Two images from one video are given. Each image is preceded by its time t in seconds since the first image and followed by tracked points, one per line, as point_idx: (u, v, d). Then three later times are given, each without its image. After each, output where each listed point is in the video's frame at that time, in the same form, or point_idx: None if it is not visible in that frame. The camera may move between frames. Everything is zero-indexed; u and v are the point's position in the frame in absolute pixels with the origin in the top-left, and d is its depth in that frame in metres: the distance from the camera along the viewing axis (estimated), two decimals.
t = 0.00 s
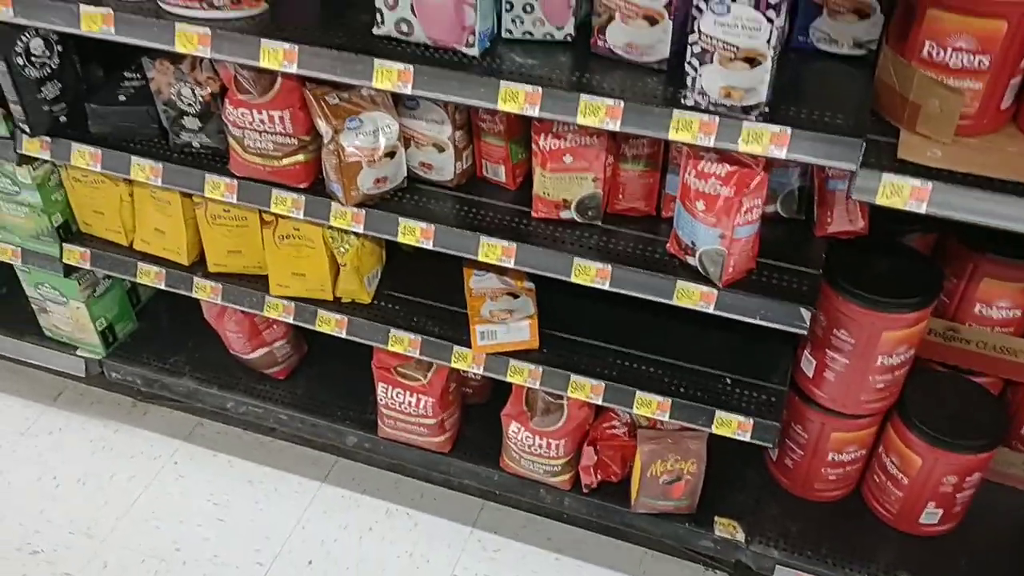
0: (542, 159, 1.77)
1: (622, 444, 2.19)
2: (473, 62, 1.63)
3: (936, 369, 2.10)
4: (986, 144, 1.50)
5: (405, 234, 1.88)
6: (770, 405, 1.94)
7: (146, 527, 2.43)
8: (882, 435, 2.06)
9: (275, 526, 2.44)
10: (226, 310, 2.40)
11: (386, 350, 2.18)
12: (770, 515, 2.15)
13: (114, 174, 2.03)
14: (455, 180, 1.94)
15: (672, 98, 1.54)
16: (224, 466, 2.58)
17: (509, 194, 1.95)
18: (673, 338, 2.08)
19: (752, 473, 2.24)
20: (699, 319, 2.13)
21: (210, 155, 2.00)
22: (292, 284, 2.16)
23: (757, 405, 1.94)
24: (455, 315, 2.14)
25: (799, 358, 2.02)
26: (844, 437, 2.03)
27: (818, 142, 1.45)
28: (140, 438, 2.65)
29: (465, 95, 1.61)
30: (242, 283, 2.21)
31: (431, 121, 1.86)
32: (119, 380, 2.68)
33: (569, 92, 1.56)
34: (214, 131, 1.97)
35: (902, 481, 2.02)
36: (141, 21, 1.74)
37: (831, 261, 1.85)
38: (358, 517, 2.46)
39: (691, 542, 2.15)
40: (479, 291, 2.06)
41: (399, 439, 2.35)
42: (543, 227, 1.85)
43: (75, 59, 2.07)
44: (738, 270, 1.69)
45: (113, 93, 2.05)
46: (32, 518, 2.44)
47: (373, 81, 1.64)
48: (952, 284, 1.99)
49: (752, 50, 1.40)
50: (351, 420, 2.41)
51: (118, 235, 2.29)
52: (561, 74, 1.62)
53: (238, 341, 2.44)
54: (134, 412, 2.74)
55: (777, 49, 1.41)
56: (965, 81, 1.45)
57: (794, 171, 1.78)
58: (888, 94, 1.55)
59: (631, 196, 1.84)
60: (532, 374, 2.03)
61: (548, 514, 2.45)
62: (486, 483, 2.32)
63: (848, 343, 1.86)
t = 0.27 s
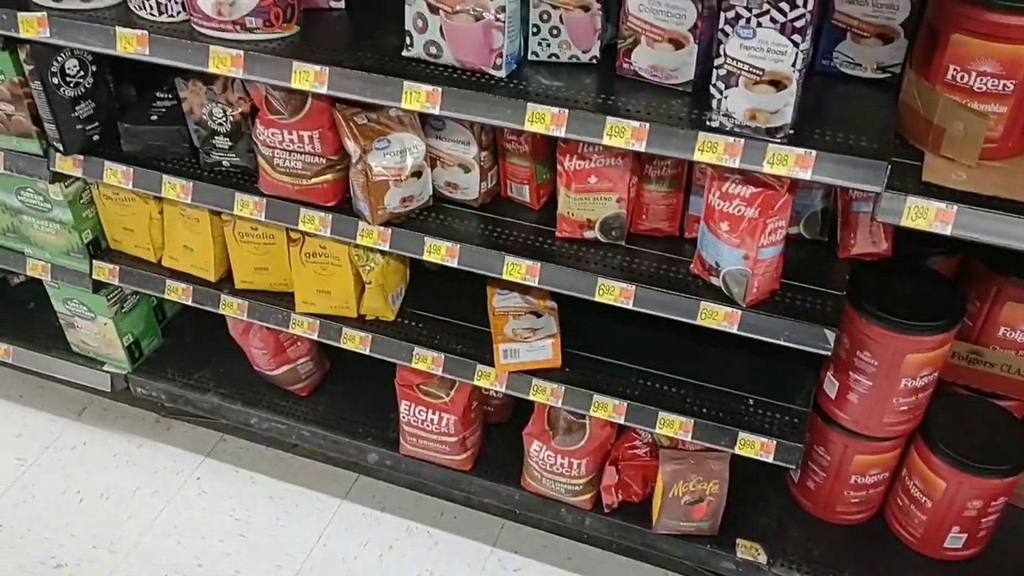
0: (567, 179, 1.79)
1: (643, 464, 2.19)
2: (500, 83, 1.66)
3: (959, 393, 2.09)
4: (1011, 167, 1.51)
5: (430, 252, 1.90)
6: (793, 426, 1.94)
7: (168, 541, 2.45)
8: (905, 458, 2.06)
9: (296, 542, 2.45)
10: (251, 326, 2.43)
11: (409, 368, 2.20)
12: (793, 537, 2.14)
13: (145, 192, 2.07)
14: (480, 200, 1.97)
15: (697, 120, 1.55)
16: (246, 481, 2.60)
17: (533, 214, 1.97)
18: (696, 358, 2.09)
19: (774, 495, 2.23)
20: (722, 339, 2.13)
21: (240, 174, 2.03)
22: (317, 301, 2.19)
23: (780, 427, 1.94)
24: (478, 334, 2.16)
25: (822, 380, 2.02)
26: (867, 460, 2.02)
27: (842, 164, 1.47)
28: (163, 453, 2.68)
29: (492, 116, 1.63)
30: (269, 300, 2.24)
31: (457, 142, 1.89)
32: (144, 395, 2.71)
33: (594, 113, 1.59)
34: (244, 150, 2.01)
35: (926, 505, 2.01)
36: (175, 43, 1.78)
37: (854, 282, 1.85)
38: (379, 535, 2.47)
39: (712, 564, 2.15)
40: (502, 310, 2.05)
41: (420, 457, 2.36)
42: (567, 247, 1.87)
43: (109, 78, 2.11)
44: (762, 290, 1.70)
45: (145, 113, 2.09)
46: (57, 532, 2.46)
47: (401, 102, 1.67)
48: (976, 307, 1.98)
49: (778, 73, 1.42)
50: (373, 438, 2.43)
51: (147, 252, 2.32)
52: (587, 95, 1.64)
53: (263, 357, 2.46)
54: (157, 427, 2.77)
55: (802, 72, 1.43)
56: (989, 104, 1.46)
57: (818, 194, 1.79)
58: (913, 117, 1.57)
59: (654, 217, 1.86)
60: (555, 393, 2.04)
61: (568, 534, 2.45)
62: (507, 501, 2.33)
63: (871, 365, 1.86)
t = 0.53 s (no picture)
0: (598, 202, 1.78)
1: (669, 488, 2.18)
2: (534, 106, 1.67)
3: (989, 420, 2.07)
4: None
5: (459, 273, 1.90)
6: (822, 452, 1.93)
7: (189, 559, 2.44)
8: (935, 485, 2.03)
9: (316, 561, 2.44)
10: (275, 344, 2.43)
11: (433, 389, 2.20)
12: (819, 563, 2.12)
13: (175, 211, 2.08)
14: (509, 222, 1.97)
15: (732, 145, 1.55)
16: (266, 500, 2.59)
17: (561, 236, 1.96)
18: (722, 382, 2.08)
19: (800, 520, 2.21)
20: (748, 363, 2.12)
21: (269, 193, 2.04)
22: (343, 321, 2.19)
23: (809, 452, 1.93)
24: (503, 355, 2.16)
25: (851, 405, 2.00)
26: (896, 485, 2.00)
27: (879, 191, 1.46)
28: (183, 470, 2.67)
29: (525, 138, 1.63)
30: (294, 319, 2.24)
31: (488, 163, 1.89)
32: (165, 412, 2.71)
33: (628, 137, 1.59)
34: (273, 169, 2.01)
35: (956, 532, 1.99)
36: (210, 64, 1.79)
37: (885, 307, 1.83)
38: (399, 555, 2.45)
39: None
40: (528, 331, 2.06)
41: (442, 477, 2.35)
42: (596, 269, 1.86)
43: (140, 97, 2.12)
44: (794, 315, 1.70)
45: (175, 132, 2.10)
46: (78, 549, 2.45)
47: (435, 124, 1.68)
48: (1006, 334, 1.97)
49: (815, 99, 1.42)
50: (395, 457, 2.43)
51: (173, 270, 2.33)
52: (620, 119, 1.65)
53: (286, 376, 2.46)
54: (177, 444, 2.76)
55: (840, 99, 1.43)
56: None
57: (851, 219, 1.80)
58: (947, 143, 1.57)
59: (684, 239, 1.85)
60: (581, 416, 2.03)
61: (590, 556, 2.44)
62: (530, 523, 2.32)
63: (902, 391, 1.83)
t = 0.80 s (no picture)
0: (624, 211, 1.77)
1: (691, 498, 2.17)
2: (562, 115, 1.66)
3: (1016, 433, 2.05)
4: None
5: (483, 281, 1.90)
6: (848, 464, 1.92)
7: (208, 566, 2.44)
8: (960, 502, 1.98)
9: (336, 568, 2.43)
10: (296, 350, 2.43)
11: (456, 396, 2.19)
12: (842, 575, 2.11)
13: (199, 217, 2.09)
14: (533, 230, 1.96)
15: (763, 155, 1.54)
16: (285, 506, 2.59)
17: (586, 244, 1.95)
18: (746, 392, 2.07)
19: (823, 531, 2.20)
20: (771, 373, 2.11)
21: (293, 200, 2.05)
22: (365, 327, 2.19)
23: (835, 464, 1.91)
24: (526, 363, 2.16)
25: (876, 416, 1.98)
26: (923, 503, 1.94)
27: (911, 203, 1.46)
28: (202, 475, 2.67)
29: (554, 147, 1.63)
30: (316, 325, 2.25)
31: (514, 171, 1.89)
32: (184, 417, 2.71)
33: (658, 146, 1.58)
34: (298, 176, 2.01)
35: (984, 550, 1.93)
36: (238, 71, 1.79)
37: (914, 319, 1.81)
38: (419, 563, 2.45)
39: None
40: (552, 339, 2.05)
41: (463, 484, 2.35)
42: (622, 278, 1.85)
43: (165, 104, 2.13)
44: (823, 325, 1.69)
45: (200, 138, 2.11)
46: (98, 553, 2.45)
47: (462, 132, 1.67)
48: None
49: (848, 110, 1.41)
50: (415, 464, 2.42)
51: (196, 275, 2.34)
52: (648, 128, 1.64)
53: (307, 382, 2.47)
54: (197, 449, 2.75)
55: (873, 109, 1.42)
56: None
57: (879, 229, 1.80)
58: (979, 155, 1.56)
59: (711, 249, 1.84)
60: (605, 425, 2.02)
61: (610, 566, 2.43)
62: (550, 532, 2.31)
63: (931, 403, 1.79)
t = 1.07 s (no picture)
0: (668, 214, 1.75)
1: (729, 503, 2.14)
2: (607, 116, 1.64)
3: None
4: None
5: (523, 283, 1.87)
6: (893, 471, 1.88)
7: (243, 565, 2.41)
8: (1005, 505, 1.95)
9: (369, 569, 2.42)
10: (332, 350, 2.42)
11: (493, 398, 2.18)
12: None
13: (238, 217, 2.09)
14: (574, 232, 1.94)
15: (814, 158, 1.52)
16: (319, 505, 2.57)
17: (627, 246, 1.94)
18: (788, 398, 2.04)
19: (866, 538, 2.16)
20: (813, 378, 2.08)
21: (333, 200, 2.04)
22: (403, 328, 2.18)
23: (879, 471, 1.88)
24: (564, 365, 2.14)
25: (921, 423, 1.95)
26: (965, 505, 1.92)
27: (969, 207, 1.42)
28: (236, 473, 2.65)
29: (600, 148, 1.61)
30: (353, 326, 2.24)
31: (555, 173, 1.87)
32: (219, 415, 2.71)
33: (706, 148, 1.56)
34: (338, 176, 2.01)
35: None
36: (281, 72, 1.79)
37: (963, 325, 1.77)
38: (452, 565, 2.42)
39: None
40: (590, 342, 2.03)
41: (498, 486, 2.34)
42: (664, 281, 1.84)
43: (206, 103, 2.13)
44: (873, 330, 1.66)
45: (241, 138, 2.11)
46: (133, 551, 2.44)
47: (507, 134, 1.66)
48: None
49: (905, 113, 1.38)
50: (450, 466, 2.41)
51: (233, 274, 2.34)
52: (696, 130, 1.61)
53: (342, 382, 2.47)
54: (230, 447, 2.74)
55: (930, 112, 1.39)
56: None
57: (930, 235, 1.78)
58: None
59: (756, 252, 1.82)
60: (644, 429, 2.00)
61: (645, 570, 2.41)
62: (585, 535, 2.29)
63: (979, 409, 1.75)
